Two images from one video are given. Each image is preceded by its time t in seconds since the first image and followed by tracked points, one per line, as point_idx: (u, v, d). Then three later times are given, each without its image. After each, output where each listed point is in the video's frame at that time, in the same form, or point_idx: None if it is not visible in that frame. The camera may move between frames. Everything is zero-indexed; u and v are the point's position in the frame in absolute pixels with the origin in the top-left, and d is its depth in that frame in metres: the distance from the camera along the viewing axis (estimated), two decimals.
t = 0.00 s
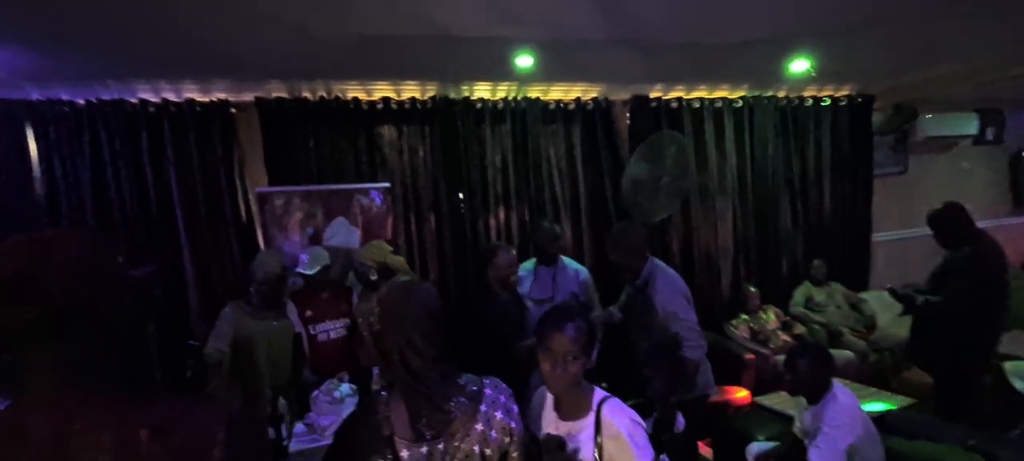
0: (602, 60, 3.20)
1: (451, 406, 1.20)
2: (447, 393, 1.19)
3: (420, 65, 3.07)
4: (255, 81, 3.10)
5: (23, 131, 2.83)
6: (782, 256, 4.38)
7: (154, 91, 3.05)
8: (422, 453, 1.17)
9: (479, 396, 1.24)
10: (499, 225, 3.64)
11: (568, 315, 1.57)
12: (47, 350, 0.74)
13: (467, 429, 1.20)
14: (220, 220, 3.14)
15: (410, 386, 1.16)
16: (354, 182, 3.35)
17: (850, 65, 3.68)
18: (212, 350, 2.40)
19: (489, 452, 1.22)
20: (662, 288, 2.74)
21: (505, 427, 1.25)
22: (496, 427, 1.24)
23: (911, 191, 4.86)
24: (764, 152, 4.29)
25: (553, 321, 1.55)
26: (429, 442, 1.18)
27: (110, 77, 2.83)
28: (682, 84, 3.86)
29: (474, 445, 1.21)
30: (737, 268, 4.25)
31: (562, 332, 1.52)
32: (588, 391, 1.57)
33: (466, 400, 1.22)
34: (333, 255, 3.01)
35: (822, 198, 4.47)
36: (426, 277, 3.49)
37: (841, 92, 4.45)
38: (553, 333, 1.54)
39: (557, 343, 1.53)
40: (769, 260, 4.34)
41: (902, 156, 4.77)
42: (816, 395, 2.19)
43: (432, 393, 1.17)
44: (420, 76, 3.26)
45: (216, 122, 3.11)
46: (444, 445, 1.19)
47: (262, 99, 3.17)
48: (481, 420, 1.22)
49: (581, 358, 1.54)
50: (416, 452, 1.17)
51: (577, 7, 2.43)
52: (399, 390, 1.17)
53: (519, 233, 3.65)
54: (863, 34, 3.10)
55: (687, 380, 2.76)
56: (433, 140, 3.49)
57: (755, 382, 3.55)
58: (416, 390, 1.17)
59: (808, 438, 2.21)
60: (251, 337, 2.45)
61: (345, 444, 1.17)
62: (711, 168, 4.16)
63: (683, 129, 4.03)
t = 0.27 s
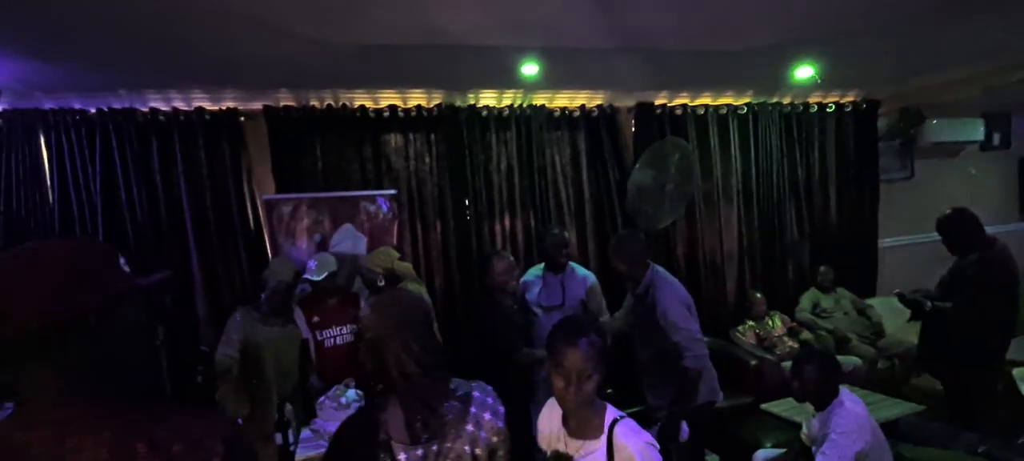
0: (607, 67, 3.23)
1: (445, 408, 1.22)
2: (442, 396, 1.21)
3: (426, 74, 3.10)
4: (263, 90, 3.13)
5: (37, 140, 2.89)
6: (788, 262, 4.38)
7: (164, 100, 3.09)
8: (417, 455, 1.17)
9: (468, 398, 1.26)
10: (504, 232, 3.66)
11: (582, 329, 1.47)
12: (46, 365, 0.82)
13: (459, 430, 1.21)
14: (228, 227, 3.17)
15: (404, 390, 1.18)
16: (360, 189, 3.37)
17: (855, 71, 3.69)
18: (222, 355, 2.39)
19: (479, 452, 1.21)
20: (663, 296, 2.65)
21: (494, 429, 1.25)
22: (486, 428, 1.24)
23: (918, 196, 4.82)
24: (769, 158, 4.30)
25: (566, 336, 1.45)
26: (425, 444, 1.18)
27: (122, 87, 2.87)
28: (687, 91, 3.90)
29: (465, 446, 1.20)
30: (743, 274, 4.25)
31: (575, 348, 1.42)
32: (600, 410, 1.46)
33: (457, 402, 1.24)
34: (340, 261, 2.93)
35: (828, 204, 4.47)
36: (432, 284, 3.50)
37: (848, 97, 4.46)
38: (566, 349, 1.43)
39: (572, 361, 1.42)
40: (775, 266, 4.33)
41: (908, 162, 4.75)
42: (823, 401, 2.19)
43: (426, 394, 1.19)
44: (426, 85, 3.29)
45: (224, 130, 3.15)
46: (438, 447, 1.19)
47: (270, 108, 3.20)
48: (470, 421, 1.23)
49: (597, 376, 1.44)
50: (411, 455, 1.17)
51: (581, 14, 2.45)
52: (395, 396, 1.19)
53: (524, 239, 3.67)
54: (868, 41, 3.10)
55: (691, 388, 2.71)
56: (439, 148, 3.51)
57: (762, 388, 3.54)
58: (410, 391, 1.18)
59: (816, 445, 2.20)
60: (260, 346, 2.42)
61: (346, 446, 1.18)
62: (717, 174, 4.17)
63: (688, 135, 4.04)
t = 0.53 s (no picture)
0: (607, 70, 3.24)
1: (414, 415, 1.54)
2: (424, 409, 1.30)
3: (427, 77, 3.10)
4: (266, 93, 3.13)
5: (40, 142, 2.90)
6: (789, 264, 4.37)
7: (167, 103, 3.10)
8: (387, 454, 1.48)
9: (437, 401, 1.63)
10: (506, 234, 3.66)
11: (594, 350, 1.39)
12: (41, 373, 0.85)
13: (427, 433, 1.55)
14: (230, 229, 3.18)
15: (375, 400, 1.48)
16: (361, 192, 3.38)
17: (856, 74, 3.69)
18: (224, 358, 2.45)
19: (444, 446, 1.58)
20: (667, 297, 2.69)
21: (460, 426, 1.64)
22: (449, 426, 1.61)
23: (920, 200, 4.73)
24: (770, 161, 4.32)
25: (576, 362, 1.36)
26: (393, 447, 1.49)
27: (124, 90, 2.88)
28: (687, 94, 3.88)
29: (431, 443, 1.56)
30: (743, 276, 4.26)
31: (590, 378, 1.34)
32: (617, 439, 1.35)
33: (425, 406, 1.58)
34: (341, 263, 2.90)
35: (830, 207, 4.49)
36: (433, 286, 3.50)
37: (848, 100, 4.41)
38: (581, 378, 1.34)
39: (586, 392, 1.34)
40: (776, 269, 4.34)
41: (909, 163, 4.70)
42: (825, 404, 2.19)
43: (392, 402, 1.48)
44: (428, 88, 3.30)
45: (226, 132, 3.16)
46: (407, 448, 1.51)
47: (272, 111, 3.21)
48: (439, 422, 1.59)
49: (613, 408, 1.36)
50: None
51: (581, 17, 2.46)
52: (367, 402, 1.48)
53: (525, 242, 3.68)
54: (868, 43, 3.10)
55: (694, 390, 2.70)
56: (440, 150, 3.52)
57: (764, 391, 3.54)
58: (381, 402, 1.48)
59: (818, 448, 2.20)
60: (262, 345, 2.47)
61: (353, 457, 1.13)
62: (718, 177, 4.19)
63: (689, 138, 4.05)
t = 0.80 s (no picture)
0: (611, 73, 3.25)
1: (404, 413, 1.63)
2: (396, 396, 1.63)
3: (432, 79, 3.11)
4: (275, 97, 3.16)
5: (49, 143, 2.92)
6: (794, 268, 4.36)
7: (176, 105, 3.11)
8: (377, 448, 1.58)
9: (425, 400, 1.68)
10: (511, 237, 3.67)
11: (612, 375, 1.33)
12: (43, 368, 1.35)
13: (415, 428, 1.63)
14: (236, 232, 3.22)
15: (368, 399, 1.60)
16: (367, 194, 3.40)
17: (861, 78, 3.68)
18: (232, 359, 2.53)
19: (435, 440, 1.65)
20: (676, 300, 2.71)
21: (445, 424, 1.69)
22: (437, 423, 1.67)
23: (929, 206, 4.71)
24: (776, 164, 4.32)
25: (589, 383, 1.32)
26: (381, 443, 1.59)
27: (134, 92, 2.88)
28: (692, 97, 3.84)
29: (421, 440, 1.62)
30: (748, 280, 4.25)
31: (603, 400, 1.30)
32: None
33: (410, 401, 1.65)
34: (346, 264, 2.92)
35: (835, 210, 4.48)
36: (437, 288, 3.52)
37: (853, 103, 4.38)
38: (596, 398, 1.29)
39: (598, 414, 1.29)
40: (781, 273, 4.34)
41: (914, 167, 4.72)
42: (830, 407, 2.18)
43: (388, 402, 1.61)
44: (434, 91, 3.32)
45: (234, 137, 3.19)
46: (394, 444, 1.60)
47: (280, 113, 3.23)
48: (425, 420, 1.65)
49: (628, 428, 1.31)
50: None
51: (584, 20, 2.48)
52: (357, 401, 1.59)
53: (530, 245, 3.69)
54: (873, 47, 3.10)
55: (701, 393, 2.73)
56: (445, 153, 3.54)
57: (768, 395, 3.53)
58: (377, 402, 1.60)
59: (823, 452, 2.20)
60: (267, 346, 2.50)
61: None
62: (723, 180, 4.18)
63: (693, 141, 4.06)
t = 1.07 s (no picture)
0: (622, 80, 3.26)
1: (413, 411, 1.80)
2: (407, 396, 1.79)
3: (444, 85, 3.13)
4: (290, 100, 3.17)
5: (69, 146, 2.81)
6: (805, 276, 4.33)
7: (193, 108, 3.15)
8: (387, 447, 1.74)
9: (433, 400, 1.87)
10: (521, 242, 3.69)
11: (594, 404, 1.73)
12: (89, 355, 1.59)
13: (422, 426, 1.79)
14: (251, 234, 3.32)
15: (378, 398, 1.72)
16: (380, 196, 3.46)
17: (875, 85, 3.66)
18: (243, 359, 2.59)
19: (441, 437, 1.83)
20: (692, 306, 2.72)
21: (450, 422, 1.89)
22: (443, 422, 1.85)
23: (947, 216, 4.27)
24: (787, 171, 4.38)
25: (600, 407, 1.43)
26: (390, 439, 1.74)
27: (154, 95, 2.92)
28: (704, 103, 3.80)
29: (429, 437, 1.81)
30: (758, 287, 4.26)
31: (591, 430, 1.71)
32: None
33: (420, 398, 1.83)
34: (357, 267, 2.92)
35: (847, 218, 4.55)
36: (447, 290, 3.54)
37: (866, 110, 4.15)
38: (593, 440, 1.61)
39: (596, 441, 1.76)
40: (791, 279, 4.34)
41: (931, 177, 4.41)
42: (841, 417, 2.17)
43: (396, 402, 1.75)
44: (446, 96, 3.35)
45: (249, 137, 3.28)
46: (403, 440, 1.76)
47: (295, 118, 3.29)
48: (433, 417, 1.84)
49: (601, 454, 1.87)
50: None
51: (593, 26, 2.48)
52: (367, 400, 1.72)
53: (540, 249, 3.70)
54: (887, 54, 3.08)
55: (710, 397, 2.78)
56: (457, 157, 3.59)
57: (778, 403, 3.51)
58: (387, 402, 1.74)
59: None
60: (279, 348, 2.57)
61: None
62: (734, 187, 4.22)
63: (704, 147, 4.07)
